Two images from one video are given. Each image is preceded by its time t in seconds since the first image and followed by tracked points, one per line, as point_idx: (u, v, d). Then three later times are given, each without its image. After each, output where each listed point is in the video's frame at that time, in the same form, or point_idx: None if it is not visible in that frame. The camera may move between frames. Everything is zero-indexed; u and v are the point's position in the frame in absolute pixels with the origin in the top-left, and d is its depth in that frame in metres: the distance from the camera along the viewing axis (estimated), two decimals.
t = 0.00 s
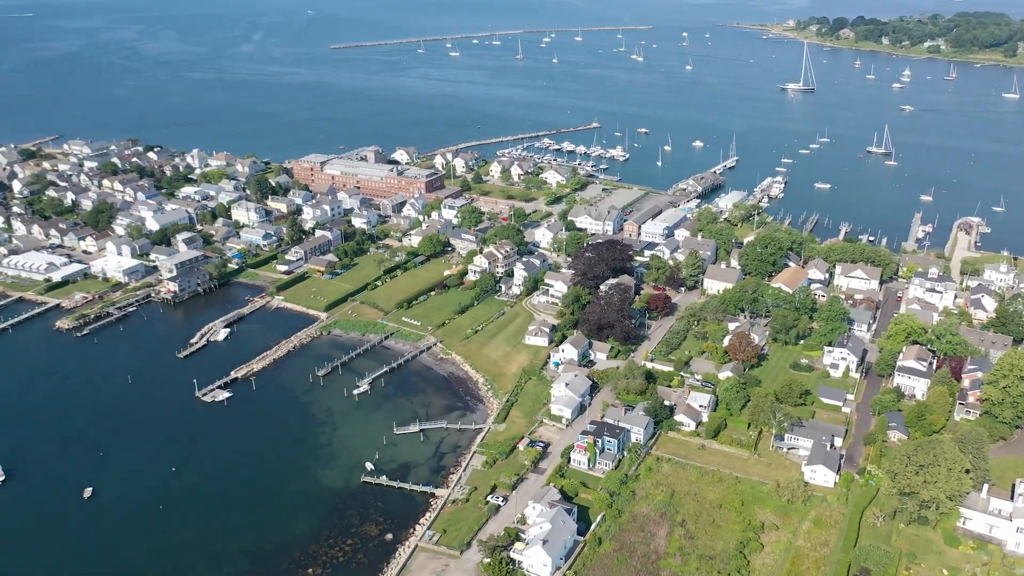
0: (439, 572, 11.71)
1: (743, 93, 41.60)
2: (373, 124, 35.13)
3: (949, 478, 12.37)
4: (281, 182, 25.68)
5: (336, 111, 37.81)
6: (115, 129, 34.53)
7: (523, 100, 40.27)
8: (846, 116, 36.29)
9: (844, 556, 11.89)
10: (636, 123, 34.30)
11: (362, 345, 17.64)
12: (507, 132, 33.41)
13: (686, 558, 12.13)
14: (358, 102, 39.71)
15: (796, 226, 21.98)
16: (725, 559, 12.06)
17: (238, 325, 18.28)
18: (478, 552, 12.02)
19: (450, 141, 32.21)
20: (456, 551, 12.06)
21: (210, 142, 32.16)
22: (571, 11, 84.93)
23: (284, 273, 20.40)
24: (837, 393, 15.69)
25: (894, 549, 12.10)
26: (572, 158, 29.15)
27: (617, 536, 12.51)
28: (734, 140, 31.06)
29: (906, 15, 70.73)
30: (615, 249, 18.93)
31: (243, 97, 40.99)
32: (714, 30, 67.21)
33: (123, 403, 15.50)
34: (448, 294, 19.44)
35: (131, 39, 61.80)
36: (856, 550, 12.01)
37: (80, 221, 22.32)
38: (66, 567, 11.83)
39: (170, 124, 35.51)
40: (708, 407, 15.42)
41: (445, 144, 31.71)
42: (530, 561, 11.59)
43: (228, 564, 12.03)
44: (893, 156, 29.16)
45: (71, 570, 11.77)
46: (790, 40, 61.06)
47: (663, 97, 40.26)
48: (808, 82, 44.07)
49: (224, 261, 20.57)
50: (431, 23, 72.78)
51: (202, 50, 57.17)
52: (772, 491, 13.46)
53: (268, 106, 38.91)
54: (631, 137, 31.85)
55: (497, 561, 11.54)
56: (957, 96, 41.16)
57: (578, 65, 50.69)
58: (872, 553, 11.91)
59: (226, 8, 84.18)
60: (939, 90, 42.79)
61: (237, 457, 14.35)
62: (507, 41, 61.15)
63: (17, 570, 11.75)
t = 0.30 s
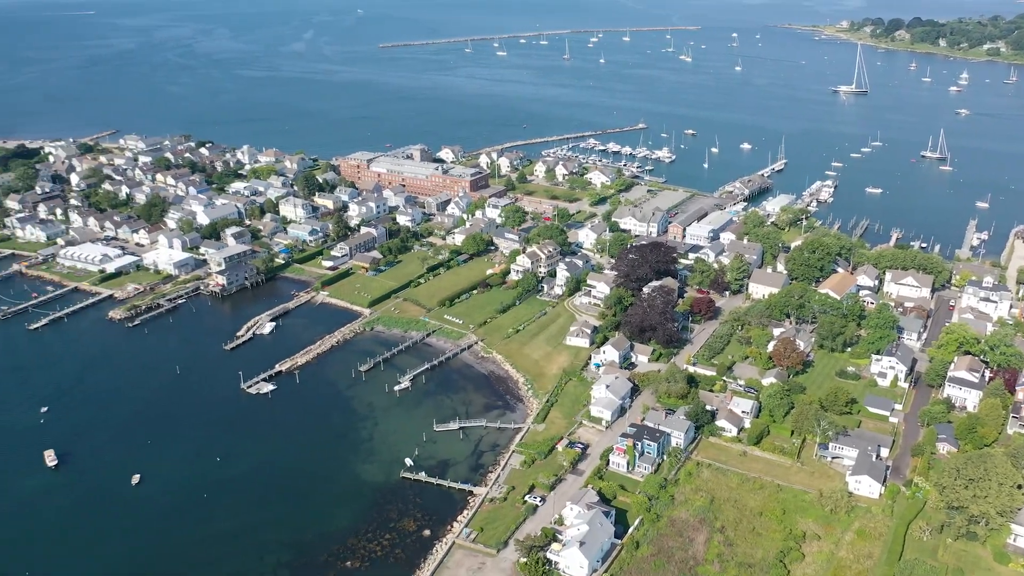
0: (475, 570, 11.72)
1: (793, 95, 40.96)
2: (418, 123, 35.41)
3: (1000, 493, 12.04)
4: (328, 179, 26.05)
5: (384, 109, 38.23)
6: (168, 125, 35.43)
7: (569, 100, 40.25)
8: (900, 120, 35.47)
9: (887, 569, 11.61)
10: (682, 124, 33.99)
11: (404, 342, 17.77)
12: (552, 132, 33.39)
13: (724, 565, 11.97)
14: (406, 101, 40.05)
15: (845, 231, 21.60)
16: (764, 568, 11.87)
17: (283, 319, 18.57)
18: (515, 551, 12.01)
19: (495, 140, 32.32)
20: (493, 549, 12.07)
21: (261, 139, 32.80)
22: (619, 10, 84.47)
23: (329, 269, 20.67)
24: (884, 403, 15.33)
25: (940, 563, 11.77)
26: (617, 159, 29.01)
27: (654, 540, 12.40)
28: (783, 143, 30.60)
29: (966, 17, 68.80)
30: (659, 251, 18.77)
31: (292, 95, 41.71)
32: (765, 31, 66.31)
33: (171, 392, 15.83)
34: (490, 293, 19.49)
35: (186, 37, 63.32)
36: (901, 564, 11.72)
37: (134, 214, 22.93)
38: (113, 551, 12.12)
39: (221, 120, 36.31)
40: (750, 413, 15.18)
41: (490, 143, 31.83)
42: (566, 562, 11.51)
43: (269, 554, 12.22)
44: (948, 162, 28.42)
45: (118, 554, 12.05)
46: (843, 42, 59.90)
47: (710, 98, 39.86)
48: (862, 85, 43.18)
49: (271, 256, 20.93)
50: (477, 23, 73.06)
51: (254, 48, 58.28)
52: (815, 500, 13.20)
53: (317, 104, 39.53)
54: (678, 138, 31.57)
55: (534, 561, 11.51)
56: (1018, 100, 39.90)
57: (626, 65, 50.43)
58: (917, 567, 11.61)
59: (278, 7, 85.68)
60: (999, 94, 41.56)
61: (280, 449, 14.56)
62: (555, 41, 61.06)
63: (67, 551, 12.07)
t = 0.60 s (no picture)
0: (511, 569, 11.72)
1: (845, 98, 40.21)
2: (464, 121, 35.59)
3: None
4: (374, 176, 26.33)
5: (430, 108, 38.52)
6: (219, 121, 36.21)
7: (615, 100, 40.08)
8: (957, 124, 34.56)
9: None
10: (729, 126, 33.59)
11: (445, 340, 17.85)
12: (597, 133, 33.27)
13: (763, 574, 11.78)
14: (453, 99, 40.28)
15: (896, 238, 21.14)
16: None
17: (327, 314, 18.79)
18: (552, 552, 11.96)
19: (539, 140, 32.32)
20: (529, 550, 12.04)
21: (309, 136, 33.30)
22: (668, 11, 83.74)
23: (373, 266, 20.88)
24: (933, 414, 14.94)
25: None
26: (662, 160, 28.80)
27: (692, 546, 12.26)
28: (833, 146, 30.06)
29: None
30: (704, 254, 18.56)
31: (340, 93, 42.27)
32: (817, 33, 65.20)
33: (219, 384, 16.10)
34: (532, 293, 19.48)
35: (237, 36, 64.63)
36: None
37: (185, 209, 23.46)
38: (160, 537, 12.35)
39: (270, 117, 36.96)
40: (793, 420, 14.92)
41: (535, 143, 31.85)
42: (602, 565, 11.43)
43: (310, 546, 12.36)
44: (1006, 168, 27.62)
45: (164, 541, 12.29)
46: (898, 44, 58.58)
47: (759, 100, 39.33)
48: (916, 88, 42.19)
49: (317, 252, 21.21)
50: (523, 23, 73.13)
51: (304, 46, 59.19)
52: (858, 511, 12.92)
53: (365, 102, 39.98)
54: (724, 141, 31.20)
55: (570, 562, 11.45)
56: None
57: (673, 66, 50.04)
58: None
59: (328, 6, 86.89)
60: None
61: (323, 443, 14.72)
62: (602, 41, 60.78)
63: (116, 537, 12.33)
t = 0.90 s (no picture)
0: (546, 570, 11.68)
1: (896, 101, 39.34)
2: (507, 121, 35.66)
3: None
4: (417, 174, 26.52)
5: (474, 107, 38.65)
6: (266, 118, 36.80)
7: (659, 101, 39.78)
8: (1015, 129, 33.55)
9: None
10: (775, 128, 33.14)
11: (484, 338, 17.88)
12: (640, 134, 33.10)
13: None
14: (497, 99, 40.39)
15: (947, 245, 20.63)
16: None
17: (368, 311, 18.94)
18: (586, 554, 11.89)
19: (582, 140, 32.26)
20: (564, 551, 11.99)
21: (354, 134, 33.68)
22: (715, 11, 82.82)
23: (414, 264, 21.01)
24: (982, 426, 14.50)
25: None
26: (707, 162, 28.52)
27: (729, 554, 12.09)
28: (883, 151, 29.43)
29: None
30: (748, 258, 18.31)
31: (384, 91, 42.63)
32: (869, 34, 63.88)
33: (261, 377, 16.31)
34: (571, 294, 19.43)
35: (283, 34, 65.61)
36: None
37: (232, 204, 23.90)
38: (201, 526, 12.54)
39: (316, 115, 37.47)
40: (836, 429, 14.62)
41: (578, 143, 31.76)
42: (637, 570, 11.33)
43: (346, 539, 12.47)
44: None
45: (205, 530, 12.48)
46: (954, 46, 57.08)
47: (807, 103, 38.70)
48: (972, 91, 41.07)
49: (359, 249, 21.42)
50: (567, 23, 72.98)
51: (349, 44, 59.84)
52: (902, 524, 12.61)
53: (409, 101, 40.28)
54: (771, 143, 30.79)
55: (605, 565, 11.36)
56: None
57: (720, 67, 49.49)
58: None
59: (373, 5, 87.59)
60: None
61: (361, 439, 14.83)
62: (648, 42, 60.36)
63: (159, 524, 12.55)
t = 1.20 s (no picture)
0: (579, 572, 11.64)
1: (949, 105, 38.40)
2: (548, 121, 35.66)
3: None
4: (458, 174, 26.65)
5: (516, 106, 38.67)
6: (310, 116, 37.30)
7: (702, 102, 39.43)
8: None
9: None
10: (821, 131, 32.61)
11: (522, 338, 17.87)
12: (683, 135, 32.83)
13: None
14: (538, 98, 40.42)
15: (999, 253, 20.11)
16: None
17: (407, 308, 19.07)
18: (621, 557, 11.82)
19: (624, 141, 32.10)
20: (598, 554, 11.92)
21: (397, 132, 33.96)
22: (762, 11, 81.73)
23: (454, 263, 21.12)
24: None
25: None
26: (750, 165, 28.20)
27: (766, 562, 11.92)
28: (933, 155, 28.76)
29: None
30: (790, 262, 18.04)
31: (426, 90, 42.89)
32: (921, 36, 62.44)
33: (301, 372, 16.49)
34: (610, 296, 19.34)
35: (325, 33, 66.43)
36: None
37: (276, 201, 24.32)
38: (240, 518, 12.72)
39: (359, 113, 37.88)
40: (879, 438, 14.31)
41: (620, 144, 31.61)
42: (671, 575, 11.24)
43: (382, 534, 12.54)
44: None
45: (244, 521, 12.66)
46: (1011, 49, 55.48)
47: (855, 105, 38.00)
48: None
49: (400, 247, 21.59)
50: (609, 23, 72.63)
51: (391, 43, 60.36)
52: (945, 538, 12.30)
53: (452, 100, 40.48)
54: (817, 146, 30.31)
55: (639, 569, 11.28)
56: None
57: (765, 69, 48.84)
58: None
59: (415, 4, 88.12)
60: None
61: (398, 436, 14.90)
62: (692, 42, 59.78)
63: (200, 514, 12.76)
